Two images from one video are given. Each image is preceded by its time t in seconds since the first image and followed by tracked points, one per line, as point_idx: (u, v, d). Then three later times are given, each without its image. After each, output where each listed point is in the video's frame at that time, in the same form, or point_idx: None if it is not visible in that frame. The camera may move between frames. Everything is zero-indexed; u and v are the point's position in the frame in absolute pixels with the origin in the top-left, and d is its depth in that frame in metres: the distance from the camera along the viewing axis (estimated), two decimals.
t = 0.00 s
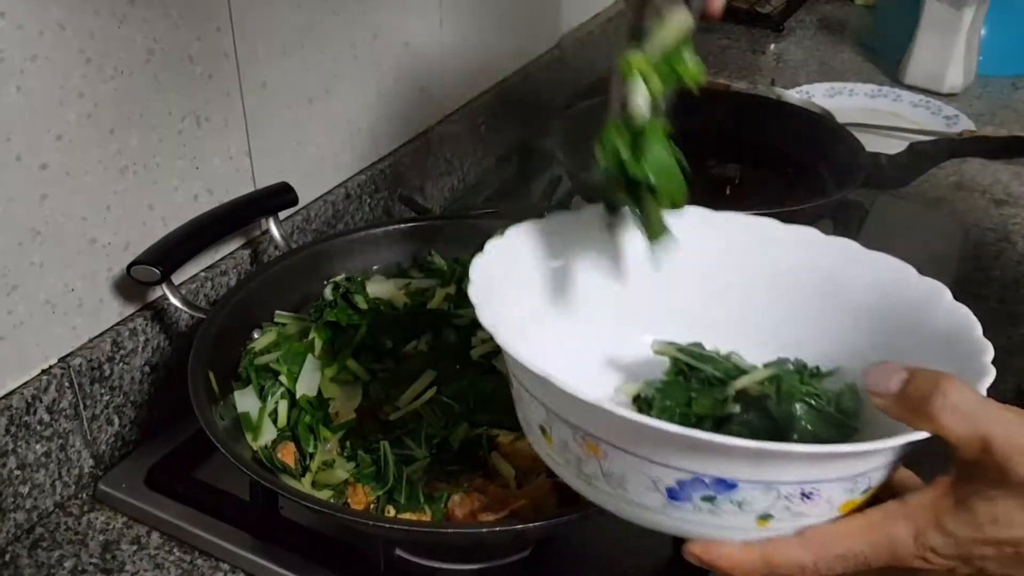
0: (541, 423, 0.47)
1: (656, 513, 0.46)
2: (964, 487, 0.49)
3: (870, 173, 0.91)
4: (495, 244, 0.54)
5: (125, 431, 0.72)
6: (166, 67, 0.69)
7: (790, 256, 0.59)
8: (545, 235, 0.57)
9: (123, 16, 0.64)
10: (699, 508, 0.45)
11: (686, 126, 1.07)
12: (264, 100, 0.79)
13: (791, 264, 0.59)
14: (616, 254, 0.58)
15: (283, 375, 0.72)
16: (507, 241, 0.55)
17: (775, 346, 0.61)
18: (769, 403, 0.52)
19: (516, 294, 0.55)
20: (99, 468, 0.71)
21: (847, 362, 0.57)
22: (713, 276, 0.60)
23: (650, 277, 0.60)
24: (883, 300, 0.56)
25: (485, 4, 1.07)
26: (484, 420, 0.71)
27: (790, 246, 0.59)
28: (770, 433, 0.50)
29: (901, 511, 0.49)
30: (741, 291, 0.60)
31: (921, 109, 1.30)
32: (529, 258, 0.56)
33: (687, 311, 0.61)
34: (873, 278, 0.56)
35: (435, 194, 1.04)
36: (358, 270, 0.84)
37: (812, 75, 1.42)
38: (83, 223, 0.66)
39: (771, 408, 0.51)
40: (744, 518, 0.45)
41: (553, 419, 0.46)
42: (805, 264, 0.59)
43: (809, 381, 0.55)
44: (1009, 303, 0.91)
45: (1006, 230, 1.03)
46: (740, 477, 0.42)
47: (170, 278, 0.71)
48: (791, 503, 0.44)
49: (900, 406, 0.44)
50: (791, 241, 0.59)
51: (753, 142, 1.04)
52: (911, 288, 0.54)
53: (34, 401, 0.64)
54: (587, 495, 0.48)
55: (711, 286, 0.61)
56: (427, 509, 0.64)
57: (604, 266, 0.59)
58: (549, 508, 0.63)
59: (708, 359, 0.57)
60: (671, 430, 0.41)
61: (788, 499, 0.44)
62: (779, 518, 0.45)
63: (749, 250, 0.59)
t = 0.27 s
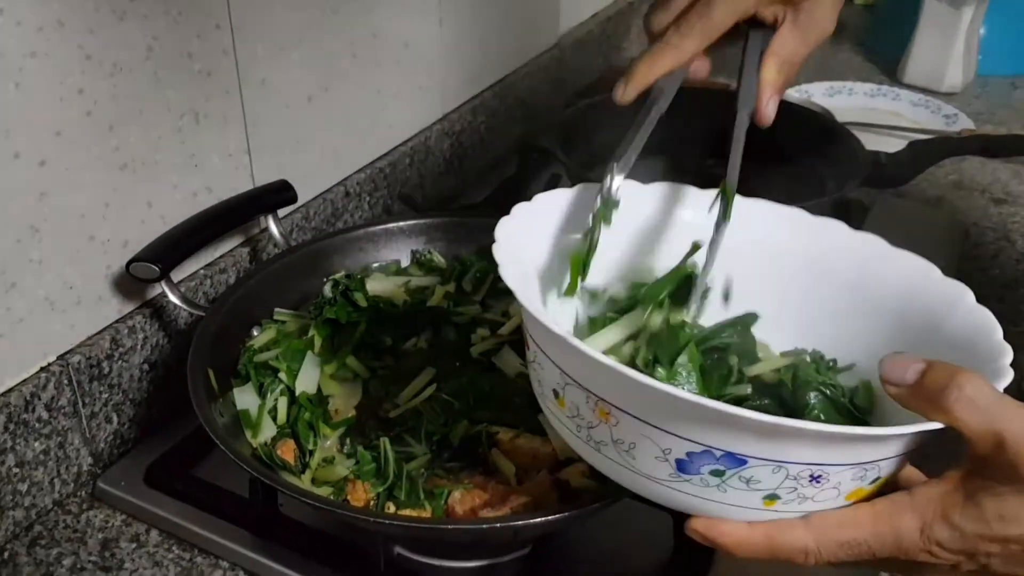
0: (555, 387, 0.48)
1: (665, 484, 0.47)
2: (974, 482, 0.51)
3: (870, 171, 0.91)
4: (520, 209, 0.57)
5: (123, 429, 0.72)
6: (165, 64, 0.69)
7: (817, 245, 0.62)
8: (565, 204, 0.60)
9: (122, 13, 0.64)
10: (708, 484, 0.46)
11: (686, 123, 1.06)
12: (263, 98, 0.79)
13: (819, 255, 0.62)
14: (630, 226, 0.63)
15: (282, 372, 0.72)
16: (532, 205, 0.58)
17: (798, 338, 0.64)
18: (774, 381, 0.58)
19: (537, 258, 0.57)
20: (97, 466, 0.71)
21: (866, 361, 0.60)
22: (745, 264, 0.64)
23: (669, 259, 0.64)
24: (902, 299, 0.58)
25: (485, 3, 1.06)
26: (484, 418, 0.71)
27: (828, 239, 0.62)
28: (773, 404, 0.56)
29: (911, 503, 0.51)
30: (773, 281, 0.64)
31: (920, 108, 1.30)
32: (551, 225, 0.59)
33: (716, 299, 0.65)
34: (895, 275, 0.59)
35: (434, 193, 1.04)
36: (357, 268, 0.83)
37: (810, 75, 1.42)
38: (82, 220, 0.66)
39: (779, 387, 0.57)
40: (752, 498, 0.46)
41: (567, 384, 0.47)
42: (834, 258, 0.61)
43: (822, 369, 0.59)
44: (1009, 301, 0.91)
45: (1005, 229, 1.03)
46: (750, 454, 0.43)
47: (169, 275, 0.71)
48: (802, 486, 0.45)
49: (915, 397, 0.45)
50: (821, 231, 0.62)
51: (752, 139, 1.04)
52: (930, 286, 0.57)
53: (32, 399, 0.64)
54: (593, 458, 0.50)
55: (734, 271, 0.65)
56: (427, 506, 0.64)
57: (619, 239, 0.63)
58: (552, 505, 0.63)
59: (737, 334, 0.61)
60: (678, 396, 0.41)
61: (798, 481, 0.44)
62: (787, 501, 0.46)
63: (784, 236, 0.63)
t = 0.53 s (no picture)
0: (554, 472, 0.42)
1: (679, 569, 0.41)
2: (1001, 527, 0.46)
3: (868, 173, 0.91)
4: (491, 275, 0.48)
5: (119, 433, 0.72)
6: (161, 66, 0.68)
7: (791, 279, 0.52)
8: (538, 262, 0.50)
9: (118, 14, 0.64)
10: (729, 565, 0.39)
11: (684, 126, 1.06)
12: (260, 100, 0.78)
13: (790, 285, 0.52)
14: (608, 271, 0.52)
15: (278, 376, 0.71)
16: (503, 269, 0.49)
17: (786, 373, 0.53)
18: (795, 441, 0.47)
19: (517, 328, 0.47)
20: (93, 470, 0.70)
21: (860, 394, 0.50)
22: (707, 296, 0.53)
23: (642, 299, 0.53)
24: (889, 330, 0.49)
25: (482, 5, 1.06)
26: (481, 421, 0.70)
27: (795, 269, 0.52)
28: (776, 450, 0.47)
29: (933, 555, 0.47)
30: (730, 309, 0.53)
31: (918, 110, 1.29)
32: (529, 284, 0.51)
33: (684, 326, 0.54)
34: (874, 303, 0.50)
35: (432, 196, 1.04)
36: (354, 272, 0.84)
37: (809, 77, 1.42)
38: (78, 223, 0.66)
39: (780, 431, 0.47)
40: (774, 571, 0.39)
41: (567, 469, 0.40)
42: (805, 286, 0.52)
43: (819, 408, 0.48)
44: (1008, 303, 0.90)
45: (1004, 230, 1.03)
46: (772, 530, 0.37)
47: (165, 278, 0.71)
48: (825, 555, 0.38)
49: (929, 451, 0.39)
50: (776, 258, 0.52)
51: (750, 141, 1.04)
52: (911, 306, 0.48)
53: (27, 403, 0.64)
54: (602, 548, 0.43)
55: (705, 302, 0.53)
56: (423, 511, 0.64)
57: (596, 286, 0.52)
58: (547, 507, 0.62)
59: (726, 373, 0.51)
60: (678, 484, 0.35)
61: (821, 550, 0.38)
62: (811, 568, 0.39)
63: (742, 269, 0.53)
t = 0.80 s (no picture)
0: None
1: None
2: None
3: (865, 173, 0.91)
4: (506, 391, 0.41)
5: (116, 436, 0.72)
6: (158, 69, 0.68)
7: (812, 352, 0.46)
8: (540, 371, 0.43)
9: (114, 17, 0.64)
10: None
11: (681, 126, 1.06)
12: (257, 102, 0.78)
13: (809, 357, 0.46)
14: (618, 365, 0.46)
15: (276, 378, 0.72)
16: (516, 380, 0.42)
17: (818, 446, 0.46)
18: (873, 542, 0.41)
19: (535, 448, 0.41)
20: (90, 473, 0.70)
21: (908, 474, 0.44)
22: (717, 380, 0.47)
23: (656, 389, 0.46)
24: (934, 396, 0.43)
25: (479, 5, 1.06)
26: (479, 422, 0.71)
27: (812, 332, 0.46)
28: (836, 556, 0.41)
29: None
30: (751, 395, 0.46)
31: (914, 109, 1.30)
32: (536, 396, 0.42)
33: (696, 421, 0.47)
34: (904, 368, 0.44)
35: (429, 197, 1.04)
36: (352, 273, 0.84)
37: (805, 77, 1.42)
38: (75, 225, 0.65)
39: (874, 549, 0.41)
40: None
41: None
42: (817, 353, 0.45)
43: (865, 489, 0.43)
44: (1005, 302, 0.91)
45: (1000, 230, 1.03)
46: None
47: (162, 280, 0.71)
48: None
49: None
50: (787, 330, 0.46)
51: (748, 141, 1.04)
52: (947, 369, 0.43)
53: (24, 406, 0.63)
54: None
55: (723, 387, 0.47)
56: (420, 514, 0.64)
57: (604, 385, 0.45)
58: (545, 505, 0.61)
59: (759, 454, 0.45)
60: None
61: None
62: None
63: (748, 343, 0.46)
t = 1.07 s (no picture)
0: None
1: None
2: None
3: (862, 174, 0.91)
4: (529, 458, 0.47)
5: (112, 438, 0.72)
6: (154, 71, 0.68)
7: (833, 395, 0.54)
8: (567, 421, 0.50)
9: (109, 19, 0.63)
10: None
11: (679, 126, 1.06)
12: (253, 103, 0.78)
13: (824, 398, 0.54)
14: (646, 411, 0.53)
15: (272, 381, 0.71)
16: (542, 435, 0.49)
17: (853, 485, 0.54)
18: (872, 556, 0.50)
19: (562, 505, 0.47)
20: (86, 475, 0.70)
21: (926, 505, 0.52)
22: (739, 421, 0.54)
23: (679, 431, 0.54)
24: (952, 432, 0.51)
25: (476, 6, 1.06)
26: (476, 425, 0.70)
27: (829, 373, 0.54)
28: None
29: None
30: (770, 439, 0.54)
31: (911, 109, 1.30)
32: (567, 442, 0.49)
33: (722, 466, 0.54)
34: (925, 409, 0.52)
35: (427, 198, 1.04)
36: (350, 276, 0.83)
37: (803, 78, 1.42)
38: (70, 227, 0.65)
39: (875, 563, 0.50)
40: None
41: None
42: (837, 392, 0.54)
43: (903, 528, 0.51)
44: (1003, 303, 0.91)
45: (998, 231, 1.03)
46: None
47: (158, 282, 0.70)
48: None
49: None
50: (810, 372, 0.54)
51: (745, 141, 1.04)
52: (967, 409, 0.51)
53: (19, 408, 0.63)
54: None
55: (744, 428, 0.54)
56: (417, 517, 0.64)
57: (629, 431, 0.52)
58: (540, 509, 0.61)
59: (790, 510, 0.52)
60: None
61: None
62: None
63: (772, 385, 0.54)
